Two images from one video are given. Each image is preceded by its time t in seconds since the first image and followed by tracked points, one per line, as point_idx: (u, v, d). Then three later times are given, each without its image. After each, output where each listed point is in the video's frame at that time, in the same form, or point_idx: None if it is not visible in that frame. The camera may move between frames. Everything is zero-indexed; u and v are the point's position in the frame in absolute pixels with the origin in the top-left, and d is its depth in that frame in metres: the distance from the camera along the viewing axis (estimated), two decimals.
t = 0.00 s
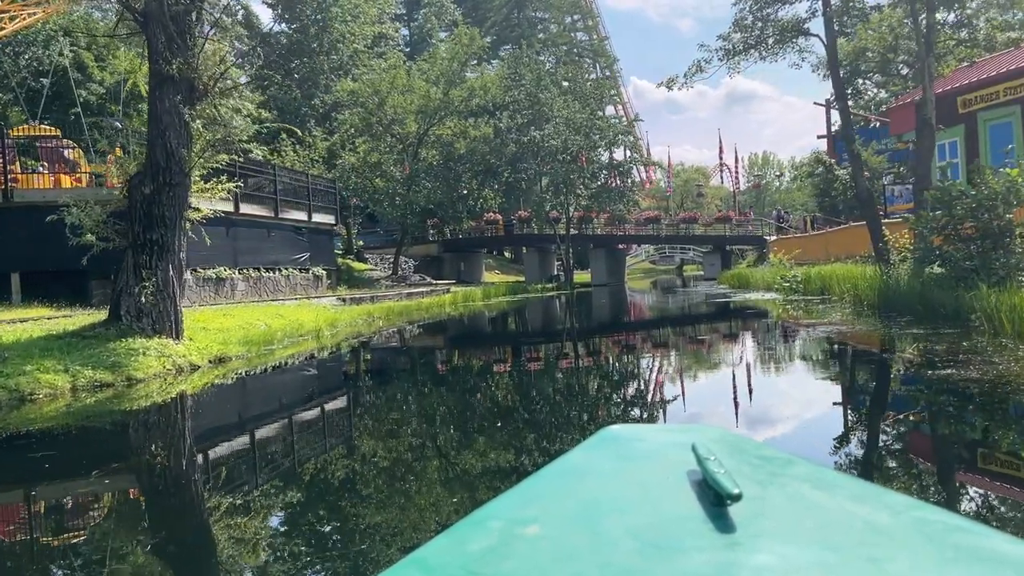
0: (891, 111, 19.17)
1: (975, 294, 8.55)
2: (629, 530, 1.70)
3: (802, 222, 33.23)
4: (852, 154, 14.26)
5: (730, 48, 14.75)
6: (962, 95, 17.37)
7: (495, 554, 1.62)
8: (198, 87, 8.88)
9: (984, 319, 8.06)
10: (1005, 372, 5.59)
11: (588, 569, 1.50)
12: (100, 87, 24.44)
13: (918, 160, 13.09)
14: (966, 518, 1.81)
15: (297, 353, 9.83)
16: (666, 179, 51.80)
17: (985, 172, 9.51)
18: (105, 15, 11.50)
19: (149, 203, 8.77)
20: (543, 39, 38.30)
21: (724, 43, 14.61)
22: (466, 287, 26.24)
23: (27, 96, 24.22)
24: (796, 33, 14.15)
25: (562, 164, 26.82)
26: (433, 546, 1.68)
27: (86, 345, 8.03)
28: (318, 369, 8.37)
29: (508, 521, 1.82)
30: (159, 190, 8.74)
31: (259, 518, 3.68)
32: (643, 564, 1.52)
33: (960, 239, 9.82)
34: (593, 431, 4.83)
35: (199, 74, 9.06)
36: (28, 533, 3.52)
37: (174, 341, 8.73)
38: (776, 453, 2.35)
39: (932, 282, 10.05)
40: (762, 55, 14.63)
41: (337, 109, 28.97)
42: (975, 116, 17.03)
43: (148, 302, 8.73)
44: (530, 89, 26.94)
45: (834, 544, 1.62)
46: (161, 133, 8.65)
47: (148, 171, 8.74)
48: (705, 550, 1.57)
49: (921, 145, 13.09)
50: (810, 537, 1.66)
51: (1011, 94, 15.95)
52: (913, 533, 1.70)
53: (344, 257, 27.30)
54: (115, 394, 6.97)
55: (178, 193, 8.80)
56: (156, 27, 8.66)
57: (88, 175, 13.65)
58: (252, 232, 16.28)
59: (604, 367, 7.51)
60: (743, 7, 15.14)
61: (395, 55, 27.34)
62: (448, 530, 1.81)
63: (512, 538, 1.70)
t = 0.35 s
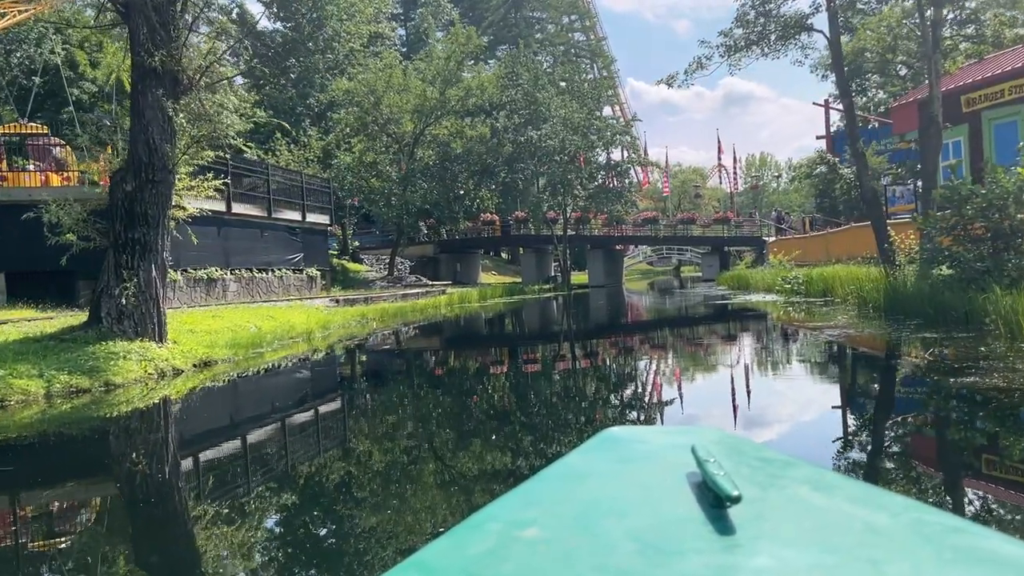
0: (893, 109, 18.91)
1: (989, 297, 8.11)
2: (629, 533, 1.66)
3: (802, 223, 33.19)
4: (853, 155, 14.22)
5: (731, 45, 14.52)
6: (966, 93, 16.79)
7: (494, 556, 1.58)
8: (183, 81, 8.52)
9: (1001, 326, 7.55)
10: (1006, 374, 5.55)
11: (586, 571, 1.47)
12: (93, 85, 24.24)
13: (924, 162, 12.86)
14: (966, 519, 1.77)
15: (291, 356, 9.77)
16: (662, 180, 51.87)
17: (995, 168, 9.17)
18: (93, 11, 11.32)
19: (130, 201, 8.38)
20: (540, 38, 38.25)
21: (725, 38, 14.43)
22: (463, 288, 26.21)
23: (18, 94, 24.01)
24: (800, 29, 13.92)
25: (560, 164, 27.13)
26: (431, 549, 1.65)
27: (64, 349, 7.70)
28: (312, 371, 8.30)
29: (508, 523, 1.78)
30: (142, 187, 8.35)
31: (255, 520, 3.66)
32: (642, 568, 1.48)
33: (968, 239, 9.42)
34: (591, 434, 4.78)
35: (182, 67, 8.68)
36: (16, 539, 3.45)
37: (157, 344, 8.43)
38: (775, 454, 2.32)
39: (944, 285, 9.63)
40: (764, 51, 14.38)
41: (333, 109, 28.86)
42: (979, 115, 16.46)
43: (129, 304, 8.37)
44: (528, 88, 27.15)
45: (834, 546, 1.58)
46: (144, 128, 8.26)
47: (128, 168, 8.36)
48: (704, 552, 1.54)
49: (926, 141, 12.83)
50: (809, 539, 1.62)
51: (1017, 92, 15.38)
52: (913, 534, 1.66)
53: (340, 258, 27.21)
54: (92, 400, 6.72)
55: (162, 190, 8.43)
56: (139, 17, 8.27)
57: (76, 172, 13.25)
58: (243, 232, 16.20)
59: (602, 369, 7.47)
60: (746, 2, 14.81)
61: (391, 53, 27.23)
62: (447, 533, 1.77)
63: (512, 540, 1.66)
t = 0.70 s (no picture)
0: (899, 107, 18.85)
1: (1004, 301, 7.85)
2: (630, 533, 1.62)
3: (801, 224, 33.18)
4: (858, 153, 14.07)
5: (732, 41, 14.43)
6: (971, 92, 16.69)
7: (495, 556, 1.55)
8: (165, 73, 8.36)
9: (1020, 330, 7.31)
10: (1006, 376, 5.51)
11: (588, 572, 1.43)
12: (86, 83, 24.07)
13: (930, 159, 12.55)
14: (970, 519, 1.74)
15: (284, 358, 9.71)
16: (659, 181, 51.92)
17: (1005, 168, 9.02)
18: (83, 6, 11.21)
19: (111, 197, 8.22)
20: (537, 39, 38.25)
21: (727, 33, 14.32)
22: (460, 289, 26.17)
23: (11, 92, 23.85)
24: (801, 25, 13.84)
25: (558, 164, 27.01)
26: (433, 548, 1.61)
27: (39, 353, 7.47)
28: (305, 374, 8.23)
29: (510, 523, 1.75)
30: (123, 184, 8.18)
31: (250, 521, 3.63)
32: (645, 568, 1.44)
33: (979, 240, 9.17)
34: (588, 437, 4.74)
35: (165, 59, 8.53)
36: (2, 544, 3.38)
37: (138, 347, 8.17)
38: (778, 454, 2.28)
39: (956, 287, 9.33)
40: (766, 47, 14.29)
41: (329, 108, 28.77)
42: (984, 113, 16.36)
43: (110, 305, 8.17)
44: (525, 87, 27.07)
45: (837, 545, 1.55)
46: (126, 121, 8.11)
47: (109, 164, 8.20)
48: (707, 552, 1.50)
49: (934, 138, 12.55)
50: (813, 539, 1.58)
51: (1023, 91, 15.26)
52: (916, 534, 1.63)
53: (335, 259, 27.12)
54: (68, 406, 6.48)
55: (144, 186, 8.26)
56: (120, 8, 8.13)
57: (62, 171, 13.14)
58: (235, 232, 16.13)
59: (599, 371, 7.44)
60: None
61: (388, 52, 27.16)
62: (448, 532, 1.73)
63: (514, 540, 1.62)
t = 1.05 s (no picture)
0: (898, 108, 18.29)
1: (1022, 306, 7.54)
2: (632, 532, 1.58)
3: (800, 225, 33.16)
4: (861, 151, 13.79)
5: (735, 35, 14.35)
6: (976, 90, 16.57)
7: (497, 555, 1.51)
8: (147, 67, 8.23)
9: None
10: (1004, 379, 5.48)
11: (590, 571, 1.39)
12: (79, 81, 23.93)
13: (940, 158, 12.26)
14: (973, 519, 1.69)
15: (275, 360, 9.65)
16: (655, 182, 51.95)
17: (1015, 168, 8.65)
18: None
19: (89, 194, 8.03)
20: (534, 38, 38.24)
21: (729, 29, 14.20)
22: (455, 290, 26.11)
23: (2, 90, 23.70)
24: (806, 18, 13.77)
25: (555, 164, 26.91)
26: (436, 548, 1.57)
27: (11, 358, 7.25)
28: (296, 376, 8.16)
29: (513, 522, 1.70)
30: (101, 180, 8.02)
31: (244, 524, 3.59)
32: (648, 568, 1.41)
33: (992, 239, 8.77)
34: (584, 439, 4.70)
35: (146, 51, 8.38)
36: None
37: (117, 351, 8.01)
38: (782, 454, 2.24)
39: (967, 288, 9.02)
40: (769, 42, 14.21)
41: (324, 107, 28.67)
42: (989, 112, 16.27)
43: (87, 308, 8.00)
44: (522, 87, 27.12)
45: (840, 545, 1.51)
46: (104, 115, 7.95)
47: (88, 159, 8.04)
48: (710, 552, 1.46)
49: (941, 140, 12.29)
50: (816, 539, 1.55)
51: None
52: (917, 533, 1.59)
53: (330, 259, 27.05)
54: (40, 414, 6.27)
55: (124, 182, 8.10)
56: None
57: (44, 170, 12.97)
58: (226, 231, 16.05)
59: (595, 372, 7.42)
60: None
61: (384, 51, 27.07)
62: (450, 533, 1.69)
63: (516, 540, 1.58)
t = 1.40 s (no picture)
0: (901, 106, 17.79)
1: None
2: (635, 533, 1.55)
3: (798, 226, 33.16)
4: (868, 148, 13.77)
5: (737, 30, 14.29)
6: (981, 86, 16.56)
7: (499, 558, 1.47)
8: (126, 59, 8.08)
9: None
10: (1002, 382, 5.47)
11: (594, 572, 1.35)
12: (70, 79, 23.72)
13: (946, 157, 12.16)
14: (974, 521, 1.66)
15: (266, 362, 9.58)
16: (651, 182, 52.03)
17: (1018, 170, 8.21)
18: None
19: (64, 192, 7.81)
20: (530, 38, 38.25)
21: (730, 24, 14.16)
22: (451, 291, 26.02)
23: None
24: (809, 13, 13.72)
25: (551, 164, 27.03)
26: (437, 550, 1.53)
27: None
28: (289, 379, 8.08)
29: (515, 524, 1.66)
30: (77, 176, 7.79)
31: (237, 527, 3.55)
32: (652, 569, 1.37)
33: (1002, 241, 8.25)
34: (582, 441, 4.67)
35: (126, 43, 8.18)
36: None
37: (94, 355, 7.74)
38: (783, 455, 2.20)
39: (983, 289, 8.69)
40: (771, 38, 14.14)
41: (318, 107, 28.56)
42: (993, 109, 16.35)
43: (62, 310, 7.77)
44: (518, 86, 27.21)
45: (842, 545, 1.48)
46: (81, 106, 7.75)
47: (65, 153, 7.83)
48: (713, 553, 1.43)
49: (949, 140, 12.17)
50: (819, 539, 1.51)
51: None
52: (919, 533, 1.56)
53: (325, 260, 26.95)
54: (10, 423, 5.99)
55: (100, 179, 7.87)
56: None
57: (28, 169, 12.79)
58: (216, 231, 15.95)
59: (592, 373, 7.39)
60: None
61: (380, 50, 27.01)
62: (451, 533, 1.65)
63: (518, 541, 1.54)
